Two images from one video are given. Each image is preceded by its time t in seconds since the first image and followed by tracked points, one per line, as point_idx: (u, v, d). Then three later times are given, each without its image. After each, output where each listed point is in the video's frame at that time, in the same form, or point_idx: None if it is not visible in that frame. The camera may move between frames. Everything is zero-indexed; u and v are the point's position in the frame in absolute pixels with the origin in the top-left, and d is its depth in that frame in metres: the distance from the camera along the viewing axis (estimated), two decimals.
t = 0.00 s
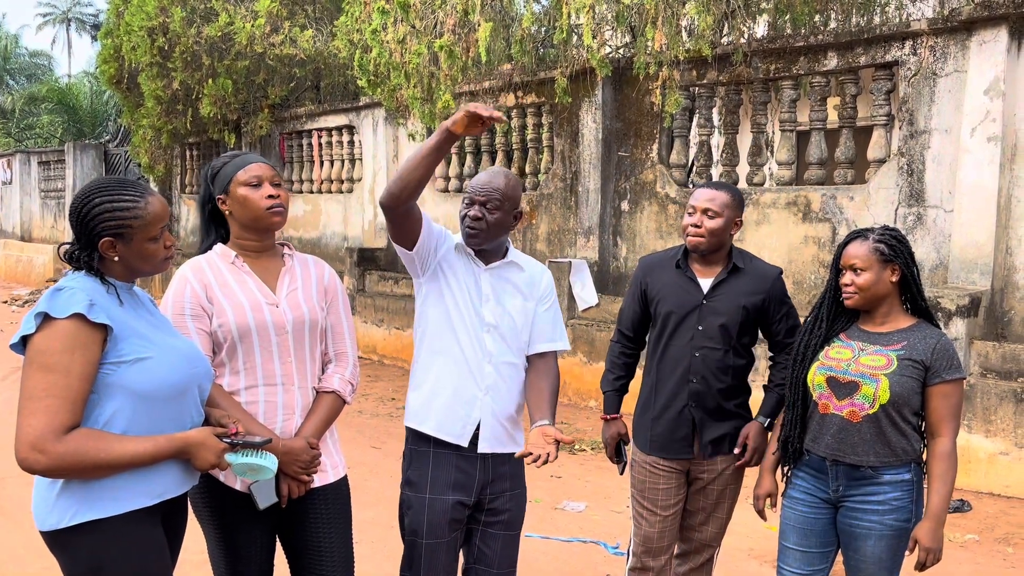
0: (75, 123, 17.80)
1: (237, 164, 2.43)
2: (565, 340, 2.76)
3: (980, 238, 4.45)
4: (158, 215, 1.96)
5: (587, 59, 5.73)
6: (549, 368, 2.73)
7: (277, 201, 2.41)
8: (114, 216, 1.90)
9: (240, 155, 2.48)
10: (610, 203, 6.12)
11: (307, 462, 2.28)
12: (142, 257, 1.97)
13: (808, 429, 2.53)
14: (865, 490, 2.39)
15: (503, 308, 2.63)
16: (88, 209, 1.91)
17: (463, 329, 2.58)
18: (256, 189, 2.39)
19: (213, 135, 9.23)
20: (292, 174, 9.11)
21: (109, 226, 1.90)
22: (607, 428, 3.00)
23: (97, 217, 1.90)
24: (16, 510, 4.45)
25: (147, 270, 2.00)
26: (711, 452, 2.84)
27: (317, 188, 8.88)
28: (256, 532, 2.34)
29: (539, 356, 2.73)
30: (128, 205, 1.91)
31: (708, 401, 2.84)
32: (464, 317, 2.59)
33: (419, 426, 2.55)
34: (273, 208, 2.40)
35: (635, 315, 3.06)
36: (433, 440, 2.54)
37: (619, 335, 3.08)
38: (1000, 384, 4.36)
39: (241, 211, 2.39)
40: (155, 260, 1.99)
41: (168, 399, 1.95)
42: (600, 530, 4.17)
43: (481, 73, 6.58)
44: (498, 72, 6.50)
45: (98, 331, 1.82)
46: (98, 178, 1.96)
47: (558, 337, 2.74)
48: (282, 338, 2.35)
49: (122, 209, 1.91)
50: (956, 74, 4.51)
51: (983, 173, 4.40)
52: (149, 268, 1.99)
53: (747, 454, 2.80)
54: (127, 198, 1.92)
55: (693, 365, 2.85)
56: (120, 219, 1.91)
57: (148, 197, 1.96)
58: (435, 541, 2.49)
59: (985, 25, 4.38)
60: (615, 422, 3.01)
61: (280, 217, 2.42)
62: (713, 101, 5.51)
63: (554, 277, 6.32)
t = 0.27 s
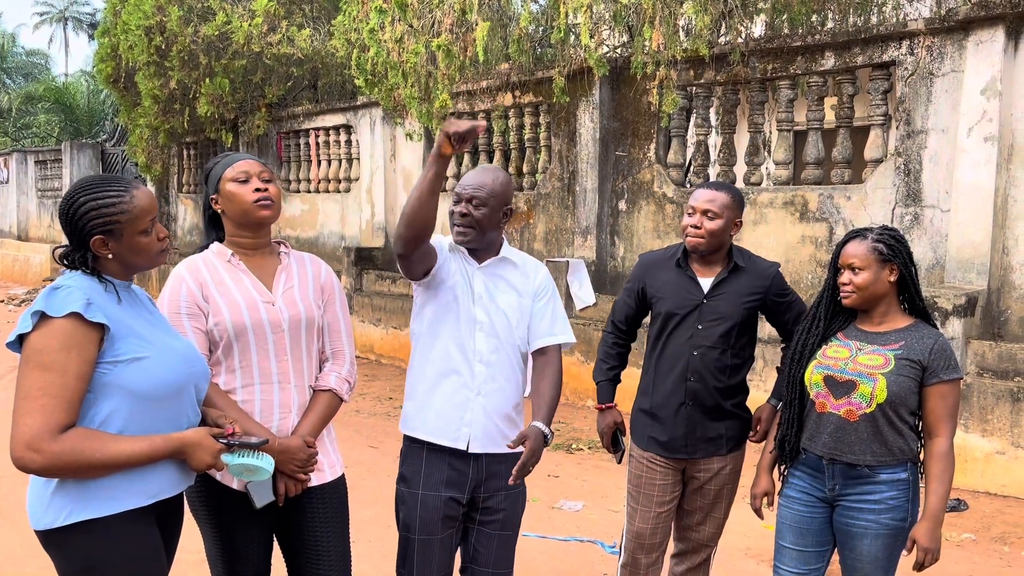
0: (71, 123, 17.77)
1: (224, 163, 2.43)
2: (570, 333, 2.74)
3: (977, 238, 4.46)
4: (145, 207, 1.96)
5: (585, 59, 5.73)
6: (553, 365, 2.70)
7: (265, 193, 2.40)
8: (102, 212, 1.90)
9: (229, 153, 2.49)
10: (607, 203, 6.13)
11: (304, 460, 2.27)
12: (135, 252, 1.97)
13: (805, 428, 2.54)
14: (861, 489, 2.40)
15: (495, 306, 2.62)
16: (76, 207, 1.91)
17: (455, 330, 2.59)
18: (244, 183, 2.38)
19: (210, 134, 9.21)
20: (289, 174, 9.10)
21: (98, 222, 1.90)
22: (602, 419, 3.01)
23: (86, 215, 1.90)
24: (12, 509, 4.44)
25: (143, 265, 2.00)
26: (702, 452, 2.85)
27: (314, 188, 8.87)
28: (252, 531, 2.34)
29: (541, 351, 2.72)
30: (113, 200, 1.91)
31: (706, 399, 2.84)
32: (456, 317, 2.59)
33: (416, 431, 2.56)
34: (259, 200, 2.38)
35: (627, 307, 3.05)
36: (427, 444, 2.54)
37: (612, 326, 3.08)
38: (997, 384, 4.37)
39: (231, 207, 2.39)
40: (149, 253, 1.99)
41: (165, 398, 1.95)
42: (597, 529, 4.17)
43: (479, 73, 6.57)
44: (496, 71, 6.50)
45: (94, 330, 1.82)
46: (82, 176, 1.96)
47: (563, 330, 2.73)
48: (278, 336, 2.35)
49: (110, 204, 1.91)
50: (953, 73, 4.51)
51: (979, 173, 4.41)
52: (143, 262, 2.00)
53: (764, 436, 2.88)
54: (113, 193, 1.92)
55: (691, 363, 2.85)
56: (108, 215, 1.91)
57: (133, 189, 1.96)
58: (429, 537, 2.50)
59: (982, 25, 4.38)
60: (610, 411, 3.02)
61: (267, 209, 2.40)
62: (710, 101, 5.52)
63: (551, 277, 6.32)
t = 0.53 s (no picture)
0: (68, 122, 17.75)
1: (226, 162, 2.41)
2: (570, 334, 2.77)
3: (974, 237, 4.47)
4: (139, 207, 1.95)
5: (582, 57, 5.73)
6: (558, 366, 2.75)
7: (263, 202, 2.39)
8: (94, 211, 1.90)
9: (236, 151, 2.47)
10: (604, 202, 6.13)
11: (300, 456, 2.27)
12: (128, 252, 1.96)
13: (802, 426, 2.54)
14: (858, 487, 2.40)
15: (492, 308, 2.62)
16: (69, 206, 1.91)
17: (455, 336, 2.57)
18: (243, 187, 2.37)
19: (207, 133, 9.20)
20: (286, 173, 9.09)
21: (91, 222, 1.90)
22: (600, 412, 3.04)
23: (78, 214, 1.90)
24: (9, 508, 4.44)
25: (134, 265, 1.99)
26: (706, 449, 2.85)
27: (312, 186, 8.87)
28: (249, 530, 2.33)
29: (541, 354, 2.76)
30: (107, 201, 1.91)
31: (704, 397, 2.84)
32: (454, 323, 2.57)
33: (418, 439, 2.55)
34: (257, 208, 2.38)
35: (622, 304, 3.05)
36: (428, 449, 2.54)
37: (606, 322, 3.08)
38: (993, 382, 4.37)
39: (230, 211, 2.39)
40: (141, 255, 1.98)
41: (158, 395, 1.94)
42: (594, 528, 4.17)
43: (476, 71, 6.57)
44: (493, 70, 6.49)
45: (86, 328, 1.81)
46: (77, 175, 1.95)
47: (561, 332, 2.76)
48: (275, 333, 2.35)
49: (103, 205, 1.90)
50: (949, 72, 4.52)
51: (976, 172, 4.42)
52: (137, 263, 1.99)
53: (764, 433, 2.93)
54: (106, 194, 1.92)
55: (689, 362, 2.84)
56: (100, 215, 1.90)
57: (127, 189, 1.95)
58: (429, 535, 2.50)
59: (978, 24, 4.39)
60: (606, 407, 3.05)
61: (265, 216, 2.39)
62: (707, 100, 5.52)
63: (549, 276, 6.32)
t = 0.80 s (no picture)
0: (65, 121, 17.72)
1: (228, 162, 2.41)
2: (565, 331, 2.82)
3: (971, 236, 4.47)
4: (134, 209, 1.95)
5: (579, 56, 5.73)
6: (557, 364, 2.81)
7: (259, 206, 2.38)
8: (88, 213, 1.89)
9: (239, 151, 2.45)
10: (602, 201, 6.12)
11: (298, 456, 2.26)
12: (122, 253, 1.95)
13: (800, 425, 2.54)
14: (855, 485, 2.40)
15: (491, 309, 2.61)
16: (62, 208, 1.90)
17: (455, 338, 2.55)
18: (241, 190, 2.37)
19: (204, 132, 9.18)
20: (284, 172, 9.08)
21: (84, 224, 1.90)
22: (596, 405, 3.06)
23: (72, 216, 1.90)
24: (5, 508, 4.43)
25: (127, 266, 1.98)
26: (709, 447, 2.86)
27: (309, 185, 8.86)
28: (246, 531, 2.33)
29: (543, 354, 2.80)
30: (99, 203, 1.90)
31: (702, 397, 2.84)
32: (453, 325, 2.56)
33: (419, 441, 2.53)
34: (254, 215, 2.37)
35: (618, 302, 3.05)
36: (427, 450, 2.52)
37: (601, 318, 3.08)
38: (991, 381, 4.38)
39: (226, 213, 2.38)
40: (134, 255, 1.97)
41: (153, 396, 1.93)
42: (592, 527, 4.17)
43: (473, 70, 6.57)
44: (490, 69, 6.48)
45: (82, 327, 1.81)
46: (71, 175, 1.95)
47: (557, 332, 2.80)
48: (272, 333, 2.34)
49: (95, 207, 1.90)
50: (946, 71, 4.53)
51: (973, 171, 4.43)
52: (130, 263, 1.98)
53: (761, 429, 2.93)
54: (100, 196, 1.91)
55: (687, 362, 2.84)
56: (95, 217, 1.90)
57: (122, 191, 1.94)
58: (428, 536, 2.49)
59: (975, 23, 4.39)
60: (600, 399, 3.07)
61: (264, 225, 2.39)
62: (705, 99, 5.52)
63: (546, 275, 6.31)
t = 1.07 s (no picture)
0: (60, 120, 17.68)
1: (219, 161, 2.40)
2: (555, 334, 2.81)
3: (967, 234, 4.48)
4: (118, 201, 1.93)
5: (576, 55, 5.73)
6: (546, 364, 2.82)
7: (253, 202, 2.37)
8: (73, 209, 1.89)
9: (225, 150, 2.45)
10: (598, 199, 6.12)
11: (294, 456, 2.26)
12: (112, 247, 1.95)
13: (800, 424, 2.54)
14: (853, 484, 2.40)
15: (491, 309, 2.61)
16: (48, 207, 1.90)
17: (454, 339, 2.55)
18: (234, 188, 2.36)
19: (200, 132, 9.16)
20: (280, 171, 9.07)
21: (71, 220, 1.89)
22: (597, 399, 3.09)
23: (58, 215, 1.89)
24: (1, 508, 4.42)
25: (120, 259, 1.98)
26: (710, 445, 2.85)
27: (305, 184, 8.85)
28: (242, 531, 2.33)
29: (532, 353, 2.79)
30: (83, 198, 1.89)
31: (700, 397, 2.84)
32: (453, 325, 2.55)
33: (418, 441, 2.53)
34: (247, 208, 2.36)
35: (614, 299, 3.06)
36: (425, 451, 2.52)
37: (598, 315, 3.10)
38: (987, 379, 4.39)
39: (221, 210, 2.38)
40: (125, 249, 1.97)
41: (149, 395, 1.93)
42: (589, 525, 4.17)
43: (470, 69, 6.56)
44: (487, 68, 6.47)
45: (77, 328, 1.80)
46: (53, 176, 1.94)
47: (548, 333, 2.79)
48: (269, 333, 2.33)
49: (79, 201, 1.89)
50: (942, 69, 4.53)
51: (969, 169, 4.43)
52: (122, 257, 1.97)
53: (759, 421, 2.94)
54: (82, 190, 1.90)
55: (684, 362, 2.84)
56: (80, 212, 1.89)
57: (104, 184, 1.93)
58: (426, 537, 2.49)
59: (971, 21, 4.39)
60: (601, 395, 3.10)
61: (254, 218, 2.38)
62: (701, 97, 5.51)
63: (543, 273, 6.31)
